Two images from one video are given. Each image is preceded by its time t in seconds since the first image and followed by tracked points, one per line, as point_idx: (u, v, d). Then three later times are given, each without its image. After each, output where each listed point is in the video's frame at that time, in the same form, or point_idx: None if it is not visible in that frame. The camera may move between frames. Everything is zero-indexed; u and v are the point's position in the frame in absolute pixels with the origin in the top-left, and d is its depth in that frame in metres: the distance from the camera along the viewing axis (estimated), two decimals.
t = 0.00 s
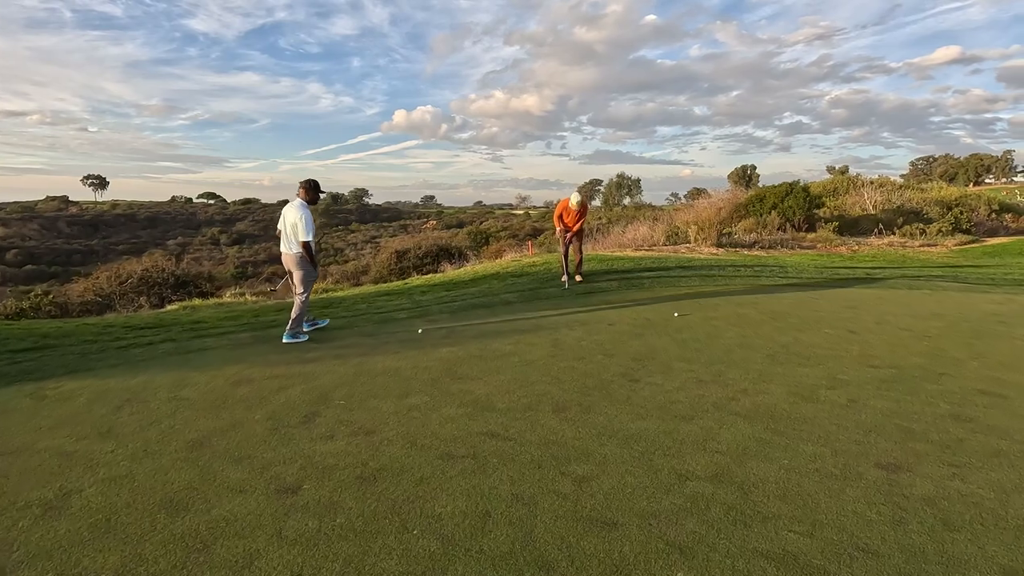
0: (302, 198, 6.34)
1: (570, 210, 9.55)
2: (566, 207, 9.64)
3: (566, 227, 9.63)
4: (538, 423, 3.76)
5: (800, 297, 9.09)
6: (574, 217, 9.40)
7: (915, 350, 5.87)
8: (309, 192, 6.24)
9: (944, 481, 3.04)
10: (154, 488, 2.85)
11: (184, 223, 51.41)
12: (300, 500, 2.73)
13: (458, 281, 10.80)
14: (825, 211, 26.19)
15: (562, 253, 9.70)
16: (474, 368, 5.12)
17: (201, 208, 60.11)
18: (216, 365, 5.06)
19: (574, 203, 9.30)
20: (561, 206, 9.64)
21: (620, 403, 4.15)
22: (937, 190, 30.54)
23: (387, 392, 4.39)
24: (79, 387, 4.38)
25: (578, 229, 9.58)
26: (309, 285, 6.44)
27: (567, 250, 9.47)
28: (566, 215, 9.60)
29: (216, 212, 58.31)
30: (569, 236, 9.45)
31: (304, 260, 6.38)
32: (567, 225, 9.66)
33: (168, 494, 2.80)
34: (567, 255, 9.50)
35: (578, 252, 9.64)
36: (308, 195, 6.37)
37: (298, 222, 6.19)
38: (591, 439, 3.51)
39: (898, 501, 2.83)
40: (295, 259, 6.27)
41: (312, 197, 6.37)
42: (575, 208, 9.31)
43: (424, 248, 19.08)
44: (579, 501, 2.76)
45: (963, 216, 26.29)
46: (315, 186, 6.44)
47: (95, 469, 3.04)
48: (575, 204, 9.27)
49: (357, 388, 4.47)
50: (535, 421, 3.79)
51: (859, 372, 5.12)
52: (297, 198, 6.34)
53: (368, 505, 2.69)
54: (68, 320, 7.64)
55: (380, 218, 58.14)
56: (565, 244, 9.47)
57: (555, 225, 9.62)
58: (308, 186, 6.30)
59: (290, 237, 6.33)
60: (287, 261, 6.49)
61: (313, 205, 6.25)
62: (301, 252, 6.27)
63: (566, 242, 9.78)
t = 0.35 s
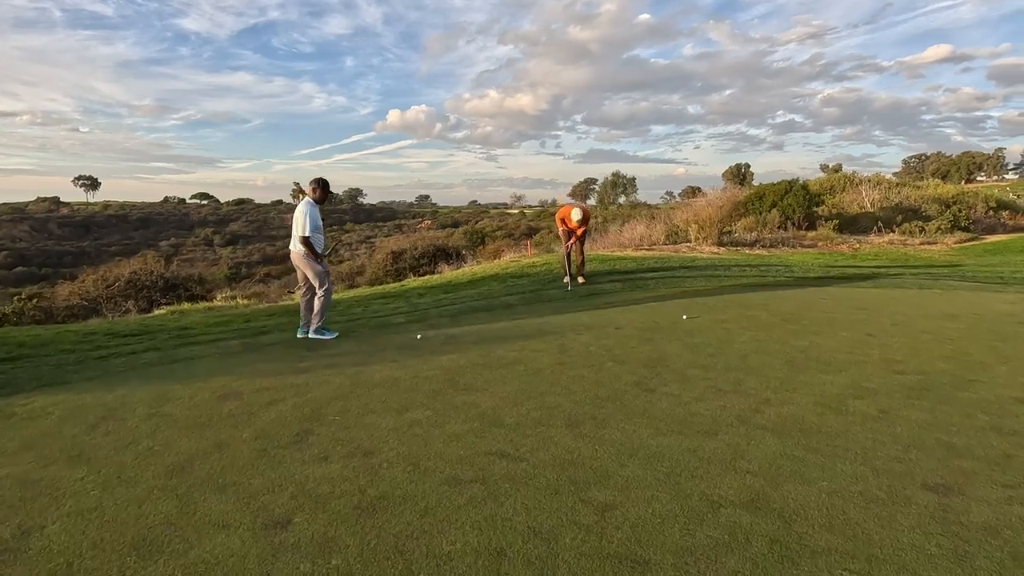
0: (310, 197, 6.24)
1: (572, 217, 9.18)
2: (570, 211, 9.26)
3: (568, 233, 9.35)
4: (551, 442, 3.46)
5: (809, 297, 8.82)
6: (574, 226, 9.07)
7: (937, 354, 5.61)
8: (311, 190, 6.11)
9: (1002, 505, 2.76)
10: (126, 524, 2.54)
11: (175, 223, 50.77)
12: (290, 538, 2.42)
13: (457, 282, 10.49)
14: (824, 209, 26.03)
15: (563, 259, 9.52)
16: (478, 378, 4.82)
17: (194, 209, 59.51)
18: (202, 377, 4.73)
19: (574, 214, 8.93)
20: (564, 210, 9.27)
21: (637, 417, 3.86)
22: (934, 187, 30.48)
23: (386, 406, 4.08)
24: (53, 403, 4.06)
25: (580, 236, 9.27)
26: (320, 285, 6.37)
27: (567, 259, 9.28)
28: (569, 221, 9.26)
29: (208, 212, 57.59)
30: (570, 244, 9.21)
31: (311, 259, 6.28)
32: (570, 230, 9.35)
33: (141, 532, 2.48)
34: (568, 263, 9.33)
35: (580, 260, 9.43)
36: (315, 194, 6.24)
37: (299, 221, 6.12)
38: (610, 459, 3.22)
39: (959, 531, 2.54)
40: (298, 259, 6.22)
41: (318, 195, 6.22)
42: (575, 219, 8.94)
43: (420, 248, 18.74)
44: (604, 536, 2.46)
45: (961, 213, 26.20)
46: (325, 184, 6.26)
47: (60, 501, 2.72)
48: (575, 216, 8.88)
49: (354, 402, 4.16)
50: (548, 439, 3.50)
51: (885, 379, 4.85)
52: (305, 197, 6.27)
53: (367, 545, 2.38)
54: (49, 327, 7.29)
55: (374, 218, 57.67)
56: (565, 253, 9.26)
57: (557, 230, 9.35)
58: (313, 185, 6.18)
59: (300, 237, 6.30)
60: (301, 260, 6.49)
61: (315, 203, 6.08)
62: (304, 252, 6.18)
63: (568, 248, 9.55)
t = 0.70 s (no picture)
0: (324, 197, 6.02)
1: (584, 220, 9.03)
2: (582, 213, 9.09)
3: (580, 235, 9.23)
4: (583, 465, 3.15)
5: (829, 299, 8.53)
6: (587, 231, 8.93)
7: (975, 362, 5.31)
8: (319, 189, 5.90)
9: None
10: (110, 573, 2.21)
11: (171, 224, 50.27)
12: None
13: (462, 285, 10.16)
14: (827, 207, 25.76)
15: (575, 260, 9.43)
16: (494, 390, 4.51)
17: (190, 209, 59.00)
18: (198, 391, 4.40)
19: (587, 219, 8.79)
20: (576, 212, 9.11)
21: (673, 436, 3.56)
22: (936, 184, 30.27)
23: (399, 424, 3.76)
24: (35, 423, 3.73)
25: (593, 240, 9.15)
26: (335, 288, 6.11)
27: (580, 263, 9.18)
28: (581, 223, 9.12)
29: (204, 212, 57.11)
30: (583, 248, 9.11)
31: (324, 262, 6.02)
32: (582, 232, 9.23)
33: None
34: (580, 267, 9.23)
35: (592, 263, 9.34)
36: (327, 193, 5.98)
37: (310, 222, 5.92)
38: (651, 486, 2.91)
39: None
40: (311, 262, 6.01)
41: (328, 194, 5.95)
42: (587, 225, 8.79)
43: (421, 249, 18.39)
44: None
45: (965, 211, 25.96)
46: (335, 181, 5.94)
47: (37, 545, 2.40)
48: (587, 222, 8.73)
49: (363, 419, 3.84)
50: (580, 462, 3.19)
51: (928, 389, 4.55)
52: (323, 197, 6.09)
53: None
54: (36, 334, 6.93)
55: (372, 218, 57.26)
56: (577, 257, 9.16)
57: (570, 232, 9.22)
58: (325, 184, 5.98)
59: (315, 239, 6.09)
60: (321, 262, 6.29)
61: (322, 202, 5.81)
62: (315, 254, 5.95)
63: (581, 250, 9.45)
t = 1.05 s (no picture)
0: (324, 194, 5.72)
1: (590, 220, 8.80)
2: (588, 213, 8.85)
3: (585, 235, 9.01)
4: (610, 490, 2.87)
5: (841, 299, 8.28)
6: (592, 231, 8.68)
7: (1008, 366, 5.05)
8: (320, 185, 5.60)
9: None
10: None
11: (163, 224, 49.61)
12: None
13: (463, 286, 9.83)
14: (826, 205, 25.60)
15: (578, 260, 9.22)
16: (504, 401, 4.22)
17: (182, 209, 58.34)
18: (184, 405, 4.07)
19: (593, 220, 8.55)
20: (582, 211, 8.87)
21: (703, 454, 3.28)
22: (934, 182, 30.20)
23: (404, 442, 3.47)
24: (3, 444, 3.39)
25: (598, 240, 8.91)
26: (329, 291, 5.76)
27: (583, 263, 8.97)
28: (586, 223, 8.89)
29: (197, 212, 56.47)
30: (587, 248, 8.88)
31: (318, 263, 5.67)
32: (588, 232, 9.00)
33: None
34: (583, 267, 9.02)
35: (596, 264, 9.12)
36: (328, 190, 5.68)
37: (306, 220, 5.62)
38: (687, 515, 2.63)
39: None
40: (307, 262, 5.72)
41: (330, 192, 5.65)
42: (593, 226, 8.53)
43: (418, 249, 18.03)
44: None
45: (963, 209, 25.88)
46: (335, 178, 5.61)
47: None
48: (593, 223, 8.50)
49: (365, 437, 3.54)
50: (607, 487, 2.90)
51: (963, 396, 4.30)
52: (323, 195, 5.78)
53: None
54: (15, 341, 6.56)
55: (366, 218, 56.76)
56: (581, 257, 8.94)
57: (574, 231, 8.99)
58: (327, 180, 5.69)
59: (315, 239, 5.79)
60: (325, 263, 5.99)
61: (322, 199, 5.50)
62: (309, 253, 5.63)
63: (585, 249, 9.23)
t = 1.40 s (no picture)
0: (315, 194, 5.39)
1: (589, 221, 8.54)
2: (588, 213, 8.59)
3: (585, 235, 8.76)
4: (632, 525, 2.57)
5: (847, 300, 8.06)
6: (592, 232, 8.42)
7: None
8: (311, 184, 5.28)
9: None
10: None
11: (150, 224, 48.81)
12: None
13: (458, 289, 9.51)
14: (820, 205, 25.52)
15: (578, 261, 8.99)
16: (508, 417, 3.92)
17: (171, 209, 57.50)
18: (159, 424, 3.74)
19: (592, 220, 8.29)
20: (581, 211, 8.61)
21: (729, 479, 3.00)
22: (927, 182, 30.23)
23: (400, 466, 3.16)
24: None
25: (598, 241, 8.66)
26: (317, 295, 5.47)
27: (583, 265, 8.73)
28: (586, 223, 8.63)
29: (185, 212, 55.68)
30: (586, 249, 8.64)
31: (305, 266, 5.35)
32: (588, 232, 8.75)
33: None
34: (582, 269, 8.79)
35: (596, 266, 8.88)
36: (319, 190, 5.35)
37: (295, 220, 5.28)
38: (721, 555, 2.35)
39: None
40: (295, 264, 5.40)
41: (321, 192, 5.33)
42: (593, 226, 8.24)
43: (411, 249, 17.67)
44: None
45: (957, 209, 25.89)
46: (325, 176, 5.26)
47: None
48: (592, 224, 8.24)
49: (357, 461, 3.23)
50: (627, 521, 2.61)
51: (994, 408, 4.05)
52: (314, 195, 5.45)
53: None
54: None
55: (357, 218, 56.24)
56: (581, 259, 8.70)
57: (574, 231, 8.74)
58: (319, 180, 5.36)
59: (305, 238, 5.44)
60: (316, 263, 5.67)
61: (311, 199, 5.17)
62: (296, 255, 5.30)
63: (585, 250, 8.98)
